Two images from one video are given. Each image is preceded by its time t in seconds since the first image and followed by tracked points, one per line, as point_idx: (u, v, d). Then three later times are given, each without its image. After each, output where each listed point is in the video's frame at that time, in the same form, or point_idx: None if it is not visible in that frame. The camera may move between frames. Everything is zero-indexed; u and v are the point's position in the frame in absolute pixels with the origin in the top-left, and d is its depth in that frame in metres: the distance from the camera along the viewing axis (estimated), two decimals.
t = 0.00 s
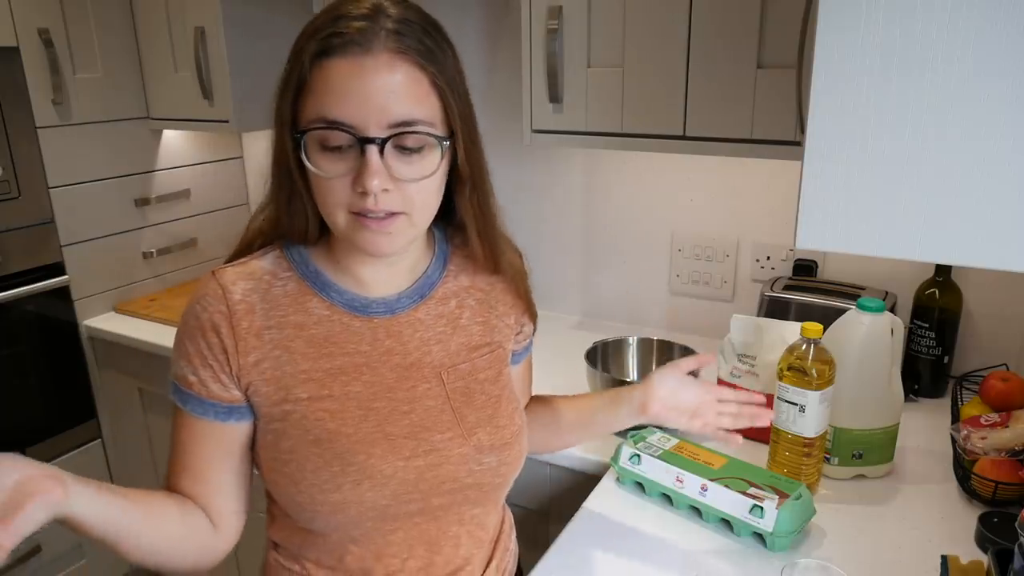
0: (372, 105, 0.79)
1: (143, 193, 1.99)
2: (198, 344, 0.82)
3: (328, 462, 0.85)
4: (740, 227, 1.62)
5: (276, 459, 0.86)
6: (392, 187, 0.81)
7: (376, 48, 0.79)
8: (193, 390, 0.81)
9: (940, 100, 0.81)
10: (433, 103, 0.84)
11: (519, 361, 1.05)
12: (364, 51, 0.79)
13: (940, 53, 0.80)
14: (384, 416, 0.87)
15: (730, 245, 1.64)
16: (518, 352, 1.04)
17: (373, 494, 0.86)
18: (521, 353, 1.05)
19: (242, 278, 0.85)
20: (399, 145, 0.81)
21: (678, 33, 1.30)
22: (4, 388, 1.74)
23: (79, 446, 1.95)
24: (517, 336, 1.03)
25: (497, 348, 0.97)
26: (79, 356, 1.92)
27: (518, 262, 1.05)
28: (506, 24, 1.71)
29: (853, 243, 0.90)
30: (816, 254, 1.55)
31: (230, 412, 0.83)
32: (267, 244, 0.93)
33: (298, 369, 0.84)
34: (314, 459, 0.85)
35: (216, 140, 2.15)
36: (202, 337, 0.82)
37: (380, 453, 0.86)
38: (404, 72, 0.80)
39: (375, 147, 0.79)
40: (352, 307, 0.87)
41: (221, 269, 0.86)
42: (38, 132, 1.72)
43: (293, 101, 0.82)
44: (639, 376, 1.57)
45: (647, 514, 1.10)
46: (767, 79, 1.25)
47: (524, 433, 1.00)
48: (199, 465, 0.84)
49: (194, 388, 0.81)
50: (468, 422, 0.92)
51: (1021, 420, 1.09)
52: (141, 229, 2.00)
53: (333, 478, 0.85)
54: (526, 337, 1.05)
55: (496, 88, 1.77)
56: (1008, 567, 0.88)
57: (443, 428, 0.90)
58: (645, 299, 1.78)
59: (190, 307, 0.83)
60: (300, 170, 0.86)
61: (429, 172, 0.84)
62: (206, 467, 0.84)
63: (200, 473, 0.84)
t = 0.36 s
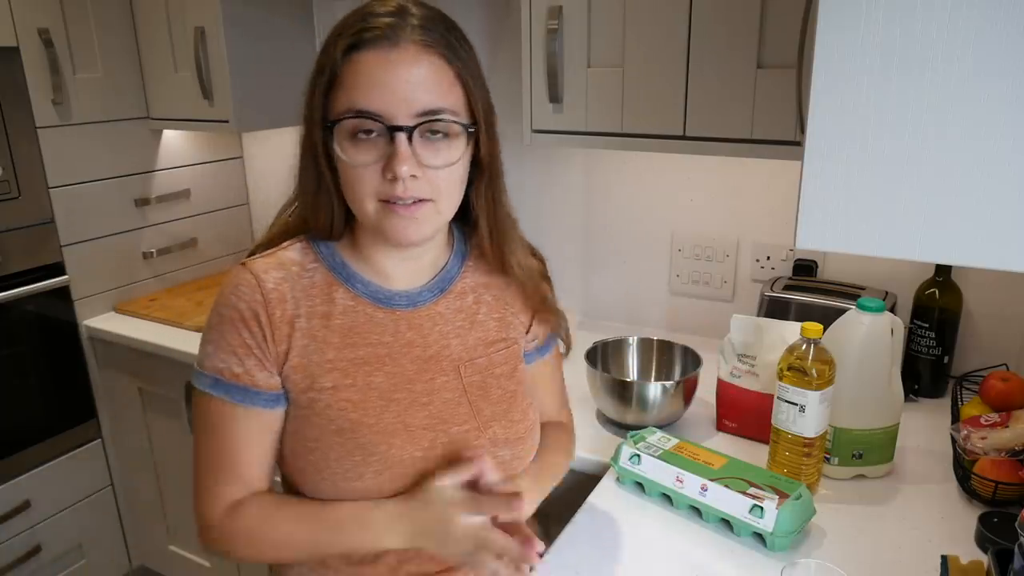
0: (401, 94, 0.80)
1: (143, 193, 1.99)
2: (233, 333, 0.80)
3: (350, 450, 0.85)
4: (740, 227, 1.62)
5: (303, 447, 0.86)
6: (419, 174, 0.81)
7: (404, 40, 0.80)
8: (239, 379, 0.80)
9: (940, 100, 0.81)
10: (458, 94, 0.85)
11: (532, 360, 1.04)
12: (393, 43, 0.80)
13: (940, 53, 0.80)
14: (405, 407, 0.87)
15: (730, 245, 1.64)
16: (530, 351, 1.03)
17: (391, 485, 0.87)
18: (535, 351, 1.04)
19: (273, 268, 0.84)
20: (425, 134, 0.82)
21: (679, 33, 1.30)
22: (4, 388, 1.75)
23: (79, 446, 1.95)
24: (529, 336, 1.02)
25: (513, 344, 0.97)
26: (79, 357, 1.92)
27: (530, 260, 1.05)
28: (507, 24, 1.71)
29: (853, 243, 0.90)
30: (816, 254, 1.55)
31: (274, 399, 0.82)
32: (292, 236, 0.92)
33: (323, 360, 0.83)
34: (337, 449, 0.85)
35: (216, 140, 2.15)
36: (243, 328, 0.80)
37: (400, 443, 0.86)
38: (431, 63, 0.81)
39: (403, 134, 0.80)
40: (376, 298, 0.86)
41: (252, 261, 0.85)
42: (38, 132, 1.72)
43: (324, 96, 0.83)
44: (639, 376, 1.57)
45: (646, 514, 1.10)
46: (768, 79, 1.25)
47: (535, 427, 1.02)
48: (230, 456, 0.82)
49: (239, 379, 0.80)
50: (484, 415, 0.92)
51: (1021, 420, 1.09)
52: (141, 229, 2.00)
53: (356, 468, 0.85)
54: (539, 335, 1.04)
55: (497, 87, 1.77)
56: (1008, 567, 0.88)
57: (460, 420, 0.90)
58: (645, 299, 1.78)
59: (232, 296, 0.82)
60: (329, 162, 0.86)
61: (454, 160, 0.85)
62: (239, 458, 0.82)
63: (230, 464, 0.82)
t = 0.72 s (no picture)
0: (428, 84, 0.81)
1: (143, 193, 1.99)
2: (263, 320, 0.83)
3: (372, 437, 0.87)
4: (740, 227, 1.62)
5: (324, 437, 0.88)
6: (446, 161, 0.82)
7: (433, 33, 0.81)
8: (274, 363, 0.82)
9: (940, 100, 0.81)
10: (483, 86, 0.85)
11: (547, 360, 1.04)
12: (420, 36, 0.81)
13: (940, 53, 0.80)
14: (425, 398, 0.88)
15: (730, 245, 1.64)
16: (544, 351, 1.03)
17: (411, 473, 0.89)
18: (551, 352, 1.04)
19: (303, 258, 0.85)
20: (452, 123, 0.83)
21: (679, 33, 1.30)
22: (4, 388, 1.75)
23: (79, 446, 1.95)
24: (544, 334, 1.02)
25: (529, 342, 0.97)
26: (79, 357, 1.92)
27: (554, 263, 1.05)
28: (507, 24, 1.71)
29: (853, 242, 0.90)
30: (816, 254, 1.55)
31: (307, 383, 0.85)
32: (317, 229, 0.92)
33: (350, 347, 0.85)
34: (357, 434, 0.87)
35: (216, 140, 2.15)
36: (277, 313, 0.83)
37: (419, 433, 0.88)
38: (457, 55, 0.82)
39: (431, 122, 0.81)
40: (401, 291, 0.87)
41: (284, 249, 0.86)
42: (38, 132, 1.72)
43: (355, 90, 0.84)
44: (639, 376, 1.57)
45: (647, 514, 1.10)
46: (768, 79, 1.25)
47: (550, 425, 1.02)
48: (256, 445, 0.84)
49: (274, 362, 0.82)
50: (500, 408, 0.93)
51: (1021, 420, 1.09)
52: (141, 229, 2.00)
53: (375, 454, 0.87)
54: (555, 336, 1.03)
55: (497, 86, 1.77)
56: (1008, 567, 0.88)
57: (477, 413, 0.91)
58: (645, 299, 1.78)
59: (266, 282, 0.84)
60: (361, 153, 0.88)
61: (481, 149, 0.85)
62: (265, 448, 0.85)
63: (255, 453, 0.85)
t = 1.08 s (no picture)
0: (460, 122, 0.84)
1: (143, 193, 1.99)
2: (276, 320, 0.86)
3: (377, 435, 0.90)
4: (740, 227, 1.62)
5: (327, 430, 0.91)
6: (478, 195, 0.86)
7: (463, 73, 0.84)
8: (287, 358, 0.85)
9: (940, 100, 0.81)
10: (511, 119, 0.89)
11: (550, 377, 1.07)
12: (452, 76, 0.84)
13: (940, 53, 0.80)
14: (430, 403, 0.91)
15: (730, 245, 1.64)
16: (549, 369, 1.07)
17: (410, 470, 0.92)
18: (555, 369, 1.07)
19: (325, 259, 0.89)
20: (482, 158, 0.86)
21: (679, 33, 1.30)
22: (4, 388, 1.75)
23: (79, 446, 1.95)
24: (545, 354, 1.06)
25: (532, 359, 1.01)
26: (79, 357, 1.92)
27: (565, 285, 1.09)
28: (506, 24, 1.71)
29: (853, 242, 0.90)
30: (816, 254, 1.55)
31: (317, 380, 0.87)
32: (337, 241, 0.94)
33: (362, 348, 0.88)
34: (363, 432, 0.90)
35: (217, 139, 2.15)
36: (295, 309, 0.86)
37: (421, 435, 0.91)
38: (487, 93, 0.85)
39: (463, 159, 0.85)
40: (416, 300, 0.91)
41: (307, 249, 0.90)
42: (38, 132, 1.72)
43: (387, 125, 0.87)
44: (639, 376, 1.56)
45: (647, 514, 1.10)
46: (768, 78, 1.25)
47: (548, 436, 1.05)
48: (261, 438, 0.87)
49: (289, 357, 0.85)
50: (502, 419, 0.97)
51: (1021, 420, 1.09)
52: (141, 229, 2.00)
53: (377, 452, 0.91)
54: (559, 355, 1.08)
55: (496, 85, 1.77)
56: (1008, 567, 0.88)
57: (480, 420, 0.95)
58: (645, 299, 1.78)
59: (289, 279, 0.87)
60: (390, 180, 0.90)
61: (509, 180, 0.89)
62: (270, 441, 0.88)
63: (260, 446, 0.88)
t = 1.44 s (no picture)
0: (464, 119, 0.85)
1: (143, 193, 1.99)
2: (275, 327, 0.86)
3: (383, 431, 0.90)
4: (741, 227, 1.62)
5: (334, 427, 0.91)
6: (471, 193, 0.86)
7: (474, 71, 0.85)
8: (286, 359, 0.85)
9: (940, 100, 0.81)
10: (515, 125, 0.90)
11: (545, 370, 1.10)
12: (463, 73, 0.85)
13: (940, 53, 0.80)
14: (433, 398, 0.92)
15: (730, 245, 1.64)
16: (544, 361, 1.09)
17: (417, 465, 0.92)
18: (550, 362, 1.10)
19: (326, 260, 0.89)
20: (482, 157, 0.87)
21: (679, 34, 1.30)
22: (4, 388, 1.74)
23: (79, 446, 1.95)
24: (540, 347, 1.08)
25: (529, 351, 1.01)
26: (79, 357, 1.92)
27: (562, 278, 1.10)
28: (507, 23, 1.71)
29: (853, 243, 0.90)
30: (816, 254, 1.55)
31: (316, 381, 0.87)
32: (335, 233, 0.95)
33: (366, 346, 0.88)
34: (370, 428, 0.90)
35: (217, 139, 2.15)
36: (294, 311, 0.86)
37: (427, 430, 0.92)
38: (495, 95, 0.86)
39: (461, 155, 0.85)
40: (415, 296, 0.92)
41: (306, 251, 0.90)
42: (38, 132, 1.72)
43: (396, 114, 0.88)
44: (639, 376, 1.57)
45: (647, 514, 1.10)
46: (767, 78, 1.25)
47: (548, 427, 1.06)
48: (263, 439, 0.88)
49: (288, 359, 0.85)
50: (504, 409, 0.97)
51: (1021, 420, 1.09)
52: (141, 229, 2.00)
53: (384, 447, 0.90)
54: (554, 349, 1.09)
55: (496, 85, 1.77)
56: (1008, 567, 0.88)
57: (483, 413, 0.95)
58: (645, 299, 1.78)
59: (289, 280, 0.87)
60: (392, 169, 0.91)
61: (505, 183, 0.90)
62: (271, 441, 0.88)
63: (262, 447, 0.88)
